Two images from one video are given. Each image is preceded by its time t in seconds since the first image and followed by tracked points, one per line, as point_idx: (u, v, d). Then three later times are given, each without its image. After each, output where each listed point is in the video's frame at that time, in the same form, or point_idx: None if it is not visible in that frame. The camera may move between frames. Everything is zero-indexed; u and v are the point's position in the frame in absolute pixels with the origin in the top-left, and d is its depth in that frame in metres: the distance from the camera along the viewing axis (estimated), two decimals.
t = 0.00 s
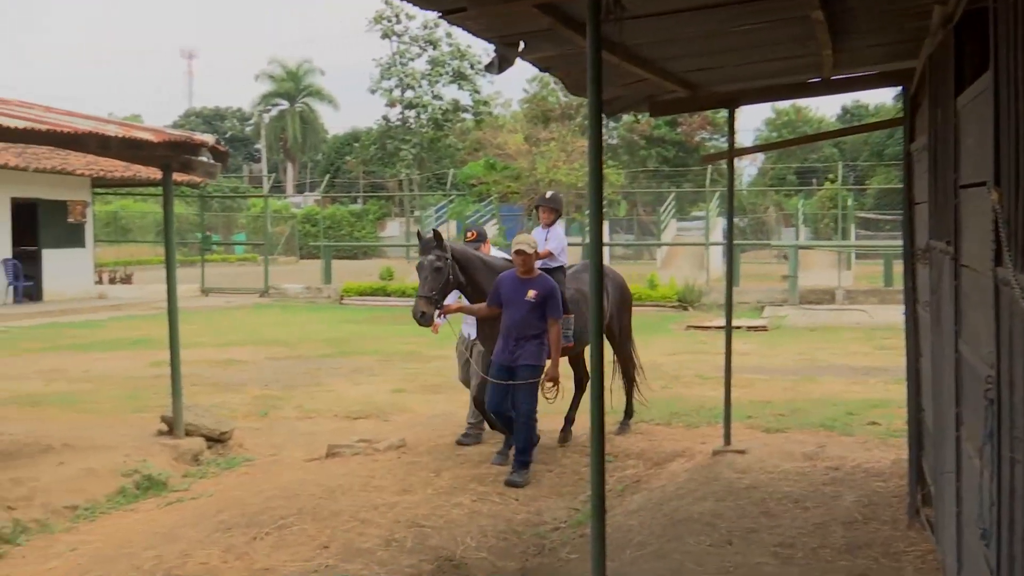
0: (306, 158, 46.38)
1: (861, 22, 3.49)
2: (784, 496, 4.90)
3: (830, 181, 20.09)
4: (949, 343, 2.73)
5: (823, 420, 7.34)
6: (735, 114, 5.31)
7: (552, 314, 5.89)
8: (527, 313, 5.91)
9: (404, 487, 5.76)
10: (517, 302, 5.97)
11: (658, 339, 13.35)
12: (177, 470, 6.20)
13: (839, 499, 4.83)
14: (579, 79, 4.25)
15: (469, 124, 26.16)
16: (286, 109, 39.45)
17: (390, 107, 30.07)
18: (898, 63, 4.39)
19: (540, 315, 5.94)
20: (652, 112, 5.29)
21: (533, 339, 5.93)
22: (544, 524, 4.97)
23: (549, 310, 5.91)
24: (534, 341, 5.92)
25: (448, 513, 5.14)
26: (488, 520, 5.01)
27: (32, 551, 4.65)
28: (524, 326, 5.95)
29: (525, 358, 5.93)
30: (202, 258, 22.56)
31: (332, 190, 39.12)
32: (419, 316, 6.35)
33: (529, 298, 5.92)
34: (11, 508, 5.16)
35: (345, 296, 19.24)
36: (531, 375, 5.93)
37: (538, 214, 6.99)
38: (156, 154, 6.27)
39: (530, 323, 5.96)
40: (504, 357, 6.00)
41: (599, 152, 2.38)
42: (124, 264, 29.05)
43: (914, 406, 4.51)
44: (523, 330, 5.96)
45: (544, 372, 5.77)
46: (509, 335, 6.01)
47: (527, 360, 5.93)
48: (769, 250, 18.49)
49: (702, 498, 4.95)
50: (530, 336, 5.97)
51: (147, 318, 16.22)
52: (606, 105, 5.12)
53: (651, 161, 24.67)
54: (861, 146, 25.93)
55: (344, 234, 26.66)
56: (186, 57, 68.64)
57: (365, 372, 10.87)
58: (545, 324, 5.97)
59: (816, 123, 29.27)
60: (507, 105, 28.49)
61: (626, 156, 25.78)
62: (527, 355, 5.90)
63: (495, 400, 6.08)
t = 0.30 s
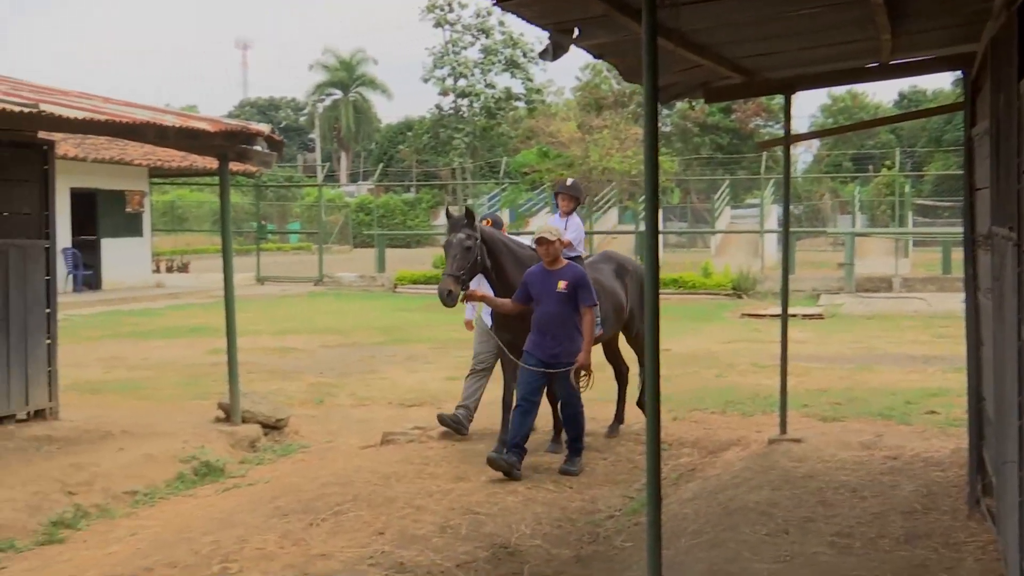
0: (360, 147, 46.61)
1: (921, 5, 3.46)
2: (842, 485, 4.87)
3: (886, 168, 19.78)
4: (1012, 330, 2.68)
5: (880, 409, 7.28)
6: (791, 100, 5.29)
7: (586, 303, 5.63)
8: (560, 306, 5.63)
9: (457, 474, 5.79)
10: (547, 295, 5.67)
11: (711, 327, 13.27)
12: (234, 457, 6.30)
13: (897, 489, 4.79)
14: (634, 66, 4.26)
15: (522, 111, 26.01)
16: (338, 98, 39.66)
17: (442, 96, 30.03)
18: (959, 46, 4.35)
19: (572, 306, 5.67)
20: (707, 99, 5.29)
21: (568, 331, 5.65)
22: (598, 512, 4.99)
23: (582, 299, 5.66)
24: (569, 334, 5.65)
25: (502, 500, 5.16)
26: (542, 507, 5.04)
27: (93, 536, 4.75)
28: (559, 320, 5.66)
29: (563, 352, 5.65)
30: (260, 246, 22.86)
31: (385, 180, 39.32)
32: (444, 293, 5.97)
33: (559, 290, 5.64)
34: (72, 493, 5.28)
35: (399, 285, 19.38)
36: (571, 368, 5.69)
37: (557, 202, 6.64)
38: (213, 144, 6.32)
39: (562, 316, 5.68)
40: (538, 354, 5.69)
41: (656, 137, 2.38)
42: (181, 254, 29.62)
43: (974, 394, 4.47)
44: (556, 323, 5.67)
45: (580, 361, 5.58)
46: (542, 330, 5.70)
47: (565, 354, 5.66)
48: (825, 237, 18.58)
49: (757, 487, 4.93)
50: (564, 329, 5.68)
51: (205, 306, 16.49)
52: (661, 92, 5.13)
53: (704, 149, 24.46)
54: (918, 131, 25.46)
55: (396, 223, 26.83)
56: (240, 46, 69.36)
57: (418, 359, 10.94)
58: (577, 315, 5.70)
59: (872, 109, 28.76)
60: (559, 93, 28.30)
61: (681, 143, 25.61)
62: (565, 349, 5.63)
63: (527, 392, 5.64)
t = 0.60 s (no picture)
0: (407, 138, 46.70)
1: None
2: (895, 481, 4.84)
3: (941, 161, 19.46)
4: None
5: (933, 405, 7.21)
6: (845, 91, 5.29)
7: (606, 286, 5.47)
8: (580, 292, 5.46)
9: (506, 466, 5.81)
10: (566, 282, 5.50)
11: (761, 320, 13.20)
12: (284, 446, 6.39)
13: (950, 486, 4.75)
14: (686, 58, 4.31)
15: (573, 104, 25.56)
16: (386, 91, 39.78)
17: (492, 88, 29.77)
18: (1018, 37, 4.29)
19: (592, 291, 5.50)
20: (760, 90, 5.33)
21: (590, 316, 5.49)
22: (647, 505, 5.00)
23: (602, 283, 5.50)
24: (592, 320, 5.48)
25: (551, 492, 5.18)
26: (590, 499, 5.05)
27: (145, 523, 4.84)
28: (578, 307, 5.48)
29: (586, 339, 5.46)
30: (310, 238, 23.06)
31: (432, 171, 39.39)
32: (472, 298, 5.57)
33: (578, 276, 5.48)
34: (125, 480, 5.38)
35: (447, 276, 19.52)
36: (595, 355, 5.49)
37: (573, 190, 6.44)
38: (265, 135, 6.48)
39: (583, 303, 5.50)
40: (561, 343, 5.50)
41: (708, 131, 2.39)
42: (233, 244, 30.09)
43: None
44: (577, 311, 5.50)
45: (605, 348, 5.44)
46: (562, 319, 5.51)
47: (588, 341, 5.48)
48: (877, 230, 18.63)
49: (808, 482, 4.91)
50: (585, 316, 5.51)
51: (255, 297, 16.69)
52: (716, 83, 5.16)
53: (755, 142, 24.22)
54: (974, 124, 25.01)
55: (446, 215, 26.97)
56: (293, 40, 69.86)
57: (466, 350, 11.00)
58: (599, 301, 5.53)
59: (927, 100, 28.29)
60: (609, 85, 28.08)
61: (733, 135, 25.37)
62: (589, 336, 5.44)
63: (552, 391, 5.53)
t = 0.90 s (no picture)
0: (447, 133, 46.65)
1: None
2: (943, 478, 4.80)
3: (989, 156, 19.20)
4: None
5: (983, 402, 7.13)
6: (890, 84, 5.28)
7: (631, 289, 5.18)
8: (603, 292, 5.18)
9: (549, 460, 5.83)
10: (588, 281, 5.22)
11: (805, 316, 13.09)
12: (328, 440, 6.46)
13: (1000, 483, 4.70)
14: (732, 51, 4.41)
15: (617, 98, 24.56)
16: (429, 86, 39.75)
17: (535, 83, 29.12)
18: None
19: (615, 293, 5.22)
20: (804, 84, 5.34)
21: (611, 318, 5.21)
22: (691, 501, 5.05)
23: (627, 286, 5.22)
24: (613, 323, 5.21)
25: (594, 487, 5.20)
26: (634, 495, 5.08)
27: (192, 516, 4.92)
28: (599, 308, 5.20)
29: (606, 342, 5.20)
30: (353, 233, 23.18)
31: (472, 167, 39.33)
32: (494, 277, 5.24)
33: (602, 275, 5.20)
34: (172, 473, 5.47)
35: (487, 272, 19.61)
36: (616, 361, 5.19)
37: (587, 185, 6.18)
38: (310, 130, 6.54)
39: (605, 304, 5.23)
40: (580, 343, 5.24)
41: (754, 125, 2.39)
42: (277, 239, 30.47)
43: None
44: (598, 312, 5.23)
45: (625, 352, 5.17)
46: (582, 319, 5.24)
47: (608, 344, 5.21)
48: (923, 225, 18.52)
49: (853, 478, 4.89)
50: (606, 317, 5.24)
51: (299, 292, 16.83)
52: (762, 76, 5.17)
53: (800, 136, 23.94)
54: None
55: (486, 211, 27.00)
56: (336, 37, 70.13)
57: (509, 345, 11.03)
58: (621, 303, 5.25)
59: (976, 94, 27.93)
60: (652, 79, 27.80)
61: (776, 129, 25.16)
62: (610, 340, 5.16)
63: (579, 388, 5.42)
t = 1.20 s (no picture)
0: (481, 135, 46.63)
1: None
2: (987, 482, 4.77)
3: None
4: None
5: None
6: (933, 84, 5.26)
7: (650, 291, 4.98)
8: (621, 293, 5.01)
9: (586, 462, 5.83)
10: (608, 281, 5.05)
11: (846, 319, 12.98)
12: (367, 441, 6.51)
13: None
14: (772, 53, 4.42)
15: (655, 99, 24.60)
16: (467, 87, 39.85)
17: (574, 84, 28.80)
18: None
19: (635, 295, 5.04)
20: (845, 85, 5.35)
21: (629, 321, 5.03)
22: (731, 504, 5.06)
23: (646, 288, 5.03)
24: (630, 326, 5.03)
25: (634, 489, 5.21)
26: (672, 497, 5.08)
27: (232, 516, 4.96)
28: (617, 309, 5.04)
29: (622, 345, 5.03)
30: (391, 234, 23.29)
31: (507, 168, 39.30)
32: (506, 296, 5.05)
33: (622, 276, 5.03)
34: (213, 473, 5.53)
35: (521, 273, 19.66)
36: (629, 365, 4.99)
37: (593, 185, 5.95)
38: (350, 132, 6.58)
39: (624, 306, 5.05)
40: (594, 345, 5.09)
41: (797, 126, 2.38)
42: (315, 241, 30.76)
43: None
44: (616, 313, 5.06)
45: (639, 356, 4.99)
46: (599, 319, 5.09)
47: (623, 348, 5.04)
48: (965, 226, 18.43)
49: (894, 482, 4.85)
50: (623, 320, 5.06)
51: (338, 293, 16.95)
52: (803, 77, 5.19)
53: (839, 137, 23.69)
54: None
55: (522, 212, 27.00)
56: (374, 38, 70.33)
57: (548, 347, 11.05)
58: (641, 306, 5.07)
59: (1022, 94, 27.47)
60: (689, 81, 27.63)
61: (815, 130, 24.99)
62: (626, 342, 4.99)
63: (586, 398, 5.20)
